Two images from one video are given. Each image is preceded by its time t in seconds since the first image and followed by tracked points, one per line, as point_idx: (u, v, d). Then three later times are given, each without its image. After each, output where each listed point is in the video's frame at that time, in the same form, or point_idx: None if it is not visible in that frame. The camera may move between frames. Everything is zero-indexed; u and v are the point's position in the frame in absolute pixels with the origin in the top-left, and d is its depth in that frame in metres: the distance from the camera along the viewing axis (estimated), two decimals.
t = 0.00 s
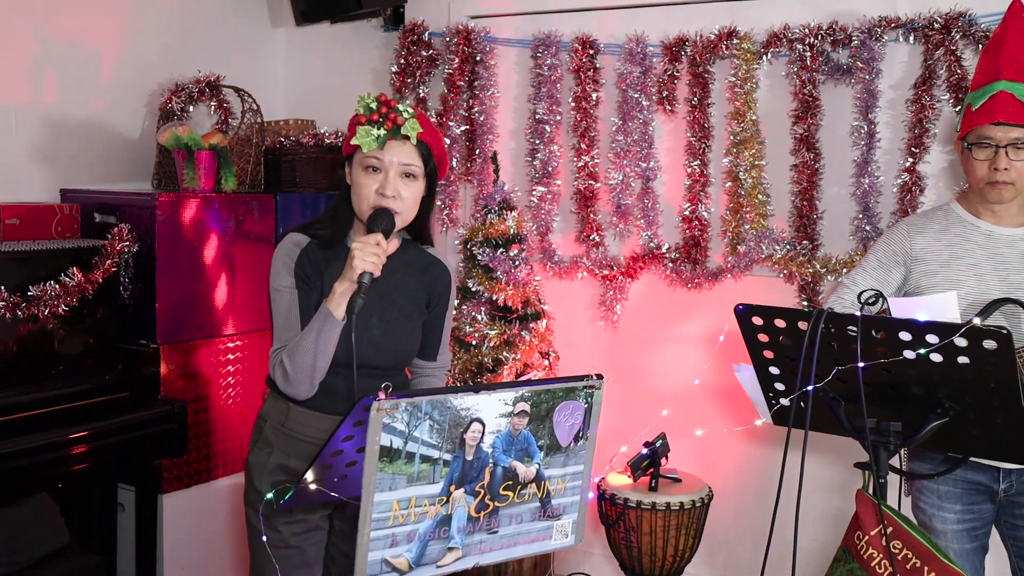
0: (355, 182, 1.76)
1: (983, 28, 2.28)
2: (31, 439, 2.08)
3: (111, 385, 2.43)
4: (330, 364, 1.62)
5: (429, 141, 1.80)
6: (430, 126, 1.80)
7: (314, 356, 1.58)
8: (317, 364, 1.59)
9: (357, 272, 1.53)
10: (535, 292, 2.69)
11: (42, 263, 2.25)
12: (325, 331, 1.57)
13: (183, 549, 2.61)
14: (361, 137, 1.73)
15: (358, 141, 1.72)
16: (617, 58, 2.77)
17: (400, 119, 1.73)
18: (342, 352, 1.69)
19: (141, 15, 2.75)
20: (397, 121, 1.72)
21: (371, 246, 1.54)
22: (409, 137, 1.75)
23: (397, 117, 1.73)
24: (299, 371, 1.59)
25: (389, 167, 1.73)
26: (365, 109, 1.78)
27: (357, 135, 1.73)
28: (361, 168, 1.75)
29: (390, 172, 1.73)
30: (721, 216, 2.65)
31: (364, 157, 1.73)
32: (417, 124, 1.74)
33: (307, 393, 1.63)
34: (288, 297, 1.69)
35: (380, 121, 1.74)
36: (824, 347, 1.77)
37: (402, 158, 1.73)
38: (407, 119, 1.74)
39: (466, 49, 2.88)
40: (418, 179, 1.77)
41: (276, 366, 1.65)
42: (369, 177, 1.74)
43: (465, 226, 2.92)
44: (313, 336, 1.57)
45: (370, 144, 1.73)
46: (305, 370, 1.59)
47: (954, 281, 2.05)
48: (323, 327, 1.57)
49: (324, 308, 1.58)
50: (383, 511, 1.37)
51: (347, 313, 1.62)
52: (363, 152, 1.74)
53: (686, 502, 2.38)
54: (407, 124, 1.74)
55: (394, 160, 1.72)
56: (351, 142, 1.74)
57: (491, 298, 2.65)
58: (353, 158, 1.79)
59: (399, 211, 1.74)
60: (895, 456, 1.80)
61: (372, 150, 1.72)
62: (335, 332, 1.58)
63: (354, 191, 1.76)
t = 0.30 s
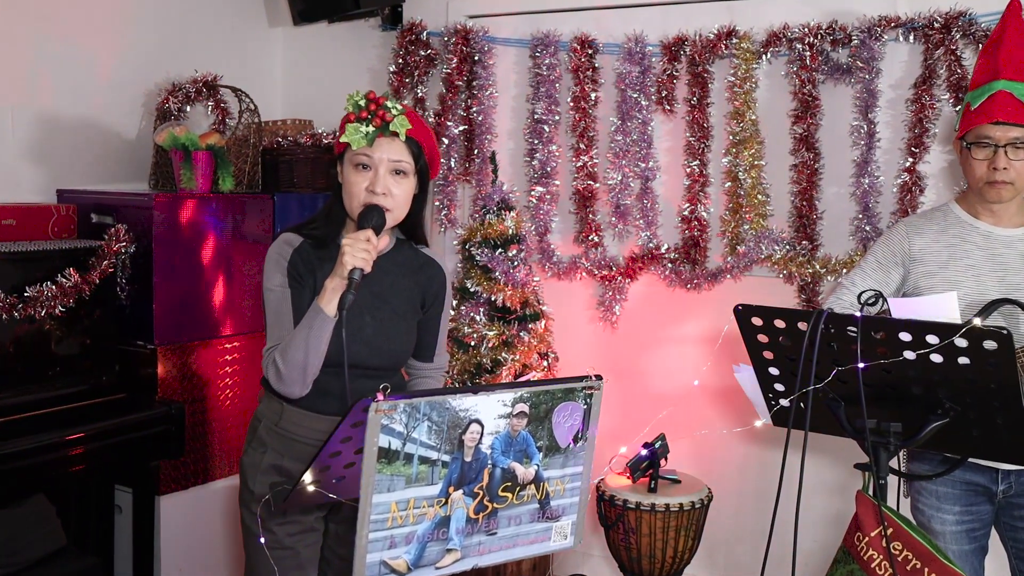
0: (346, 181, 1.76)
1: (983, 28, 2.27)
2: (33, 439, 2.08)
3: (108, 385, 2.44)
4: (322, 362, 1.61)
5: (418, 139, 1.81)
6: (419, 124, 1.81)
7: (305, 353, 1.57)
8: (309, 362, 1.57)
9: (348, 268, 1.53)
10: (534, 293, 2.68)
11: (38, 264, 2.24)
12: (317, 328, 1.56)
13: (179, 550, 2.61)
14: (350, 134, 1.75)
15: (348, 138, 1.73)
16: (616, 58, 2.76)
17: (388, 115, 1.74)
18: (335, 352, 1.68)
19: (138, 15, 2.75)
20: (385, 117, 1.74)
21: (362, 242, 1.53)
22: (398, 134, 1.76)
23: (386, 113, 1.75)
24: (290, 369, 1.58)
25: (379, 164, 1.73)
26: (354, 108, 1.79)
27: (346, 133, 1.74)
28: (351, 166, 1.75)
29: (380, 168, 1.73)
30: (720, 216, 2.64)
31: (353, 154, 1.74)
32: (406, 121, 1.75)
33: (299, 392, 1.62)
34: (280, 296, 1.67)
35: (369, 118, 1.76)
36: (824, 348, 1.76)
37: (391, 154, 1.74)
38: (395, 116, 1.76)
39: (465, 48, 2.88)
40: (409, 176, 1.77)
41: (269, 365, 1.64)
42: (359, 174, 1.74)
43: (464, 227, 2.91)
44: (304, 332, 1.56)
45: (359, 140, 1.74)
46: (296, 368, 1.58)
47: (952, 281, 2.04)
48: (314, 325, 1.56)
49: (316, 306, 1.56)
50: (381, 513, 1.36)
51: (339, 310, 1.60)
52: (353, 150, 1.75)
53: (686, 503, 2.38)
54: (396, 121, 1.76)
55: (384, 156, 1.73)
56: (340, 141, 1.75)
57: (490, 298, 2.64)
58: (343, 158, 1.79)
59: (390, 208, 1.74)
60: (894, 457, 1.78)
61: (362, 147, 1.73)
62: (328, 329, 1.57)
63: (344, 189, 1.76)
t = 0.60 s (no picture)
0: (334, 180, 1.77)
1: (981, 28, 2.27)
2: (32, 440, 2.08)
3: (105, 388, 2.43)
4: (307, 361, 1.62)
5: (405, 136, 1.81)
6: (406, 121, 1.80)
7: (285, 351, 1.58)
8: (294, 361, 1.59)
9: (329, 266, 1.53)
10: (532, 294, 2.68)
11: (36, 265, 2.23)
12: (300, 328, 1.58)
13: (176, 551, 2.61)
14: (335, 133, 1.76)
15: (333, 137, 1.74)
16: (613, 58, 2.76)
17: (372, 114, 1.74)
18: (327, 351, 1.68)
19: (134, 16, 2.75)
20: (369, 116, 1.74)
21: (343, 241, 1.53)
22: (383, 132, 1.76)
23: (370, 112, 1.74)
24: (276, 368, 1.60)
25: (365, 163, 1.74)
26: (340, 107, 1.78)
27: (332, 132, 1.75)
28: (338, 165, 1.76)
29: (365, 167, 1.74)
30: (718, 216, 2.64)
31: (340, 153, 1.76)
32: (390, 119, 1.74)
33: (286, 391, 1.63)
34: (271, 296, 1.69)
35: (354, 117, 1.76)
36: (822, 348, 1.76)
37: (377, 153, 1.75)
38: (380, 115, 1.75)
39: (463, 49, 2.88)
40: (395, 173, 1.78)
41: (256, 363, 1.66)
42: (346, 173, 1.75)
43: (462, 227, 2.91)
44: (287, 331, 1.58)
45: (344, 139, 1.75)
46: (283, 368, 1.59)
47: (947, 282, 2.04)
48: (297, 324, 1.57)
49: (301, 306, 1.58)
50: (380, 513, 1.36)
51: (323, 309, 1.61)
52: (339, 149, 1.76)
53: (684, 503, 2.38)
54: (381, 119, 1.75)
55: (369, 155, 1.73)
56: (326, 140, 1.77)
57: (488, 299, 2.64)
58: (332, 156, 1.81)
59: (376, 206, 1.74)
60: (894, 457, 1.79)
61: (347, 145, 1.74)
62: (313, 329, 1.59)
63: (333, 187, 1.78)
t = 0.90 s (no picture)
0: (325, 180, 1.77)
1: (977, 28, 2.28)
2: (31, 441, 2.07)
3: (102, 390, 2.41)
4: (302, 361, 1.62)
5: (395, 134, 1.81)
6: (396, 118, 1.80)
7: (279, 350, 1.59)
8: (289, 362, 1.59)
9: (322, 266, 1.53)
10: (529, 295, 2.68)
11: (33, 265, 2.22)
12: (295, 328, 1.58)
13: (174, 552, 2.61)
14: (326, 132, 1.76)
15: (324, 137, 1.74)
16: (611, 59, 2.76)
17: (362, 113, 1.74)
18: (322, 352, 1.69)
19: (131, 16, 2.74)
20: (359, 115, 1.74)
21: (336, 241, 1.53)
22: (374, 131, 1.76)
23: (360, 111, 1.74)
24: (271, 369, 1.60)
25: (356, 162, 1.75)
26: (330, 106, 1.78)
27: (322, 132, 1.75)
28: (330, 164, 1.76)
29: (357, 167, 1.75)
30: (715, 216, 2.65)
31: (331, 153, 1.76)
32: (381, 118, 1.74)
33: (284, 391, 1.63)
34: (268, 297, 1.70)
35: (344, 116, 1.75)
36: (819, 348, 1.76)
37: (368, 152, 1.75)
38: (370, 113, 1.75)
39: (460, 50, 2.88)
40: (387, 172, 1.78)
41: (252, 364, 1.67)
42: (337, 173, 1.75)
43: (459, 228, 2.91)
44: (281, 331, 1.59)
45: (336, 139, 1.74)
46: (279, 369, 1.60)
47: (941, 282, 2.04)
48: (291, 324, 1.58)
49: (295, 307, 1.59)
50: (378, 514, 1.36)
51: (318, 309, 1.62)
52: (330, 149, 1.76)
53: (681, 503, 2.38)
54: (371, 118, 1.75)
55: (360, 154, 1.74)
56: (318, 140, 1.77)
57: (485, 299, 2.64)
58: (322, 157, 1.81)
59: (368, 205, 1.74)
60: (891, 457, 1.79)
61: (338, 145, 1.74)
62: (308, 329, 1.60)
63: (324, 187, 1.78)
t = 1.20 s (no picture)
0: (319, 179, 1.77)
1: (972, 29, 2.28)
2: (27, 442, 2.06)
3: (99, 390, 2.42)
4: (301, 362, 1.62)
5: (389, 133, 1.82)
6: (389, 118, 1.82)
7: (282, 351, 1.58)
8: (290, 363, 1.59)
9: (323, 265, 1.53)
10: (527, 295, 2.69)
11: (30, 266, 2.22)
12: (295, 328, 1.58)
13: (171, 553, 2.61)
14: (321, 132, 1.76)
15: (319, 136, 1.74)
16: (607, 60, 2.76)
17: (358, 111, 1.75)
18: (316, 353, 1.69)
19: (127, 16, 2.74)
20: (355, 113, 1.75)
21: (336, 239, 1.53)
22: (369, 129, 1.77)
23: (355, 109, 1.76)
24: (272, 371, 1.59)
25: (352, 161, 1.75)
26: (323, 105, 1.79)
27: (317, 131, 1.75)
28: (324, 164, 1.76)
29: (353, 165, 1.75)
30: (712, 217, 2.65)
31: (326, 152, 1.76)
32: (376, 115, 1.76)
33: (281, 394, 1.62)
34: (260, 298, 1.70)
35: (339, 115, 1.77)
36: (817, 348, 1.76)
37: (363, 151, 1.76)
38: (365, 111, 1.77)
39: (457, 50, 2.88)
40: (382, 170, 1.79)
41: (250, 366, 1.65)
42: (332, 172, 1.75)
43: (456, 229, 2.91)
44: (281, 332, 1.58)
45: (331, 137, 1.75)
46: (278, 370, 1.59)
47: (935, 282, 2.04)
48: (291, 324, 1.58)
49: (296, 308, 1.58)
50: (376, 515, 1.36)
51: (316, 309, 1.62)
52: (324, 148, 1.76)
53: (679, 504, 2.38)
54: (366, 116, 1.77)
55: (357, 152, 1.74)
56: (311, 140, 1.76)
57: (482, 300, 2.64)
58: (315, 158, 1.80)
59: (365, 203, 1.75)
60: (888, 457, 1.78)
61: (333, 144, 1.74)
62: (308, 329, 1.59)
63: (318, 188, 1.78)
